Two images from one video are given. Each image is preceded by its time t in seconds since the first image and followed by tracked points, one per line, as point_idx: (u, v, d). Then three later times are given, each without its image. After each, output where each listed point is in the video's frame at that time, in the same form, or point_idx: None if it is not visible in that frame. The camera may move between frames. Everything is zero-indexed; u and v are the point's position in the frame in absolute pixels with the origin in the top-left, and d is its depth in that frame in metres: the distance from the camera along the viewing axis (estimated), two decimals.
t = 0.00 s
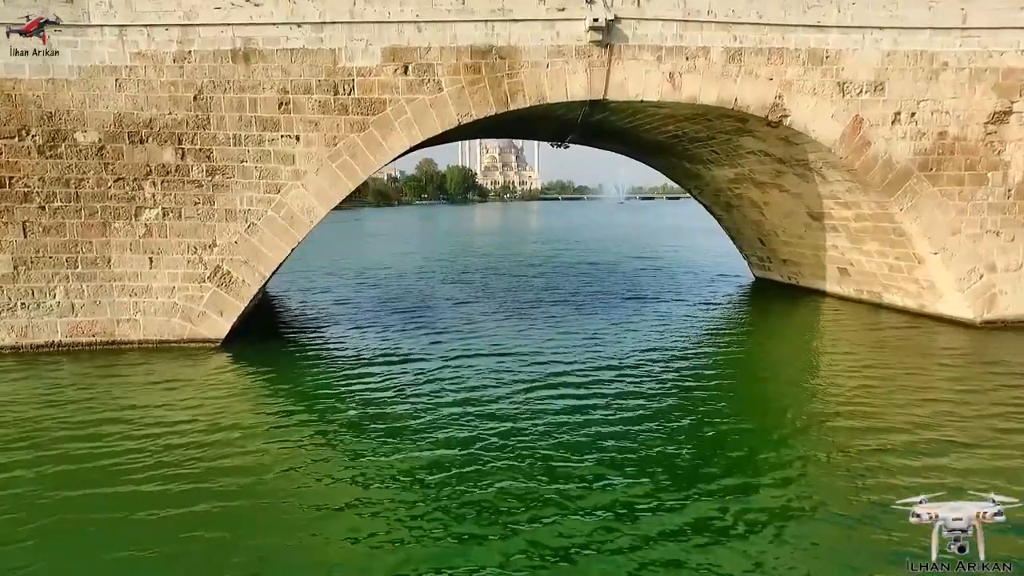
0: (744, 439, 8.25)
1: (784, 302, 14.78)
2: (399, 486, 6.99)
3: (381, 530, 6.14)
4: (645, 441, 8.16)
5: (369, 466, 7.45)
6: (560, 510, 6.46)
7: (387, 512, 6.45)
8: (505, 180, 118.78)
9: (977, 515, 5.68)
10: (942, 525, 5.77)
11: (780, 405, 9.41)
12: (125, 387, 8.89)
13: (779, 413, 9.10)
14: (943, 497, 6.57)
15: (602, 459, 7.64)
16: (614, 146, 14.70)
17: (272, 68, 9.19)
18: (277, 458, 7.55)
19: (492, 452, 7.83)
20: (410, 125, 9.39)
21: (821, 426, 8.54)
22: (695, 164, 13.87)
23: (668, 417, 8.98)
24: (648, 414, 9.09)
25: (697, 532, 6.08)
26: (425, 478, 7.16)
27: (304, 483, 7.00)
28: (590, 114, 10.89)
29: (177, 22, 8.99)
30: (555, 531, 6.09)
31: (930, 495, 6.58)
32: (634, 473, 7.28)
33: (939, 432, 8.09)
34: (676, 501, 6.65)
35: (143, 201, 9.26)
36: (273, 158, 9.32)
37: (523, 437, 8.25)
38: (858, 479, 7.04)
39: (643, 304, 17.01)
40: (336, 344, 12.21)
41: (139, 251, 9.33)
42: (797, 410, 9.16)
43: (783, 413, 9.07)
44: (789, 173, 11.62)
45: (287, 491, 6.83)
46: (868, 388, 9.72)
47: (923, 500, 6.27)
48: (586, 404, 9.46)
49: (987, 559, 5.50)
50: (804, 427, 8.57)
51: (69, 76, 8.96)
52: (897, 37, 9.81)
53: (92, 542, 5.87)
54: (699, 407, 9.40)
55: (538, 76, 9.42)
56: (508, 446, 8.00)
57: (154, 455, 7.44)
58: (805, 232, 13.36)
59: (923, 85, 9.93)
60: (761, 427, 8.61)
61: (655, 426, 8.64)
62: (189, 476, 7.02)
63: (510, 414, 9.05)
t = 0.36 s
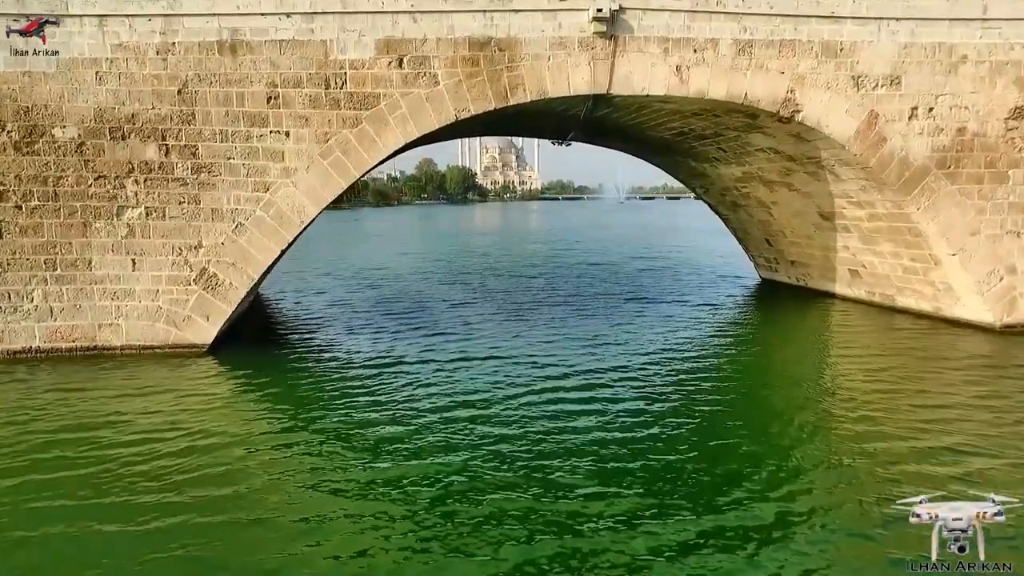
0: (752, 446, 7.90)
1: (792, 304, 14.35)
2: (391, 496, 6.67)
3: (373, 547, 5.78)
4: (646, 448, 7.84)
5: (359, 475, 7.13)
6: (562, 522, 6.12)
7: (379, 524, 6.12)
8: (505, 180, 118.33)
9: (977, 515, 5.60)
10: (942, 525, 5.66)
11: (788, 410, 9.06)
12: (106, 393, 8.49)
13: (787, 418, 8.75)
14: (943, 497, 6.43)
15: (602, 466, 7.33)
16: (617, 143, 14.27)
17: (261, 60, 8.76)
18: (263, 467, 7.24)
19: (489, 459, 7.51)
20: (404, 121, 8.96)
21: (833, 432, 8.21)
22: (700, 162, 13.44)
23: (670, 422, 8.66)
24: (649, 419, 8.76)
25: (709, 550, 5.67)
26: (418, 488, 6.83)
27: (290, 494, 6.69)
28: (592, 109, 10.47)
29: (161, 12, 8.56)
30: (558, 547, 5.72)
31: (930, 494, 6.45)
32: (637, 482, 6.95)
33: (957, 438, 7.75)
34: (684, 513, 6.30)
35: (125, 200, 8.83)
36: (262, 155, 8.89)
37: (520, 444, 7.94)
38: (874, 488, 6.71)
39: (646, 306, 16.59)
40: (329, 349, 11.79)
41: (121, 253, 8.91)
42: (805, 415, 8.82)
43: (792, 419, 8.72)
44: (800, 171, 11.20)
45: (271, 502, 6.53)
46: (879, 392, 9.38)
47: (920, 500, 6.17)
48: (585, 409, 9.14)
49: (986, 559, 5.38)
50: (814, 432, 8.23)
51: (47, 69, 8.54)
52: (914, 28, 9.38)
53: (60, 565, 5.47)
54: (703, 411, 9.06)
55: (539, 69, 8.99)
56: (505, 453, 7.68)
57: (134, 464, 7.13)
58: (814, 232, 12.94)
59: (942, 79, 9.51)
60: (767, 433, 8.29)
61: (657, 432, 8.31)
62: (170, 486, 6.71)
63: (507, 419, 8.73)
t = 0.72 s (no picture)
0: (755, 452, 7.59)
1: (800, 306, 13.94)
2: (382, 502, 6.43)
3: (367, 563, 5.44)
4: (648, 455, 7.51)
5: (348, 482, 6.84)
6: (563, 536, 5.79)
7: (370, 538, 5.78)
8: (505, 180, 117.86)
9: (976, 515, 5.69)
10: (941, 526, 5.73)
11: (797, 417, 8.70)
12: (84, 401, 8.08)
13: (795, 424, 8.43)
14: (943, 497, 6.37)
15: (600, 473, 7.04)
16: (620, 141, 13.84)
17: (248, 52, 8.34)
18: (245, 476, 6.87)
19: (487, 467, 7.19)
20: (399, 116, 8.53)
21: (841, 437, 7.94)
22: (706, 160, 13.02)
23: (673, 428, 8.31)
24: (652, 425, 8.40)
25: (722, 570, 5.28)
26: (413, 500, 6.46)
27: (273, 504, 6.35)
28: (595, 105, 10.07)
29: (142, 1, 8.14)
30: (563, 566, 5.34)
31: (929, 494, 6.40)
32: (638, 490, 6.64)
33: (975, 447, 7.41)
34: (696, 529, 5.91)
35: (106, 199, 8.41)
36: (249, 152, 8.47)
37: (516, 450, 7.64)
38: (885, 493, 6.47)
39: (648, 307, 16.17)
40: (321, 353, 11.38)
41: (102, 254, 8.49)
42: (813, 421, 8.50)
43: (799, 425, 8.39)
44: (811, 169, 10.78)
45: (250, 514, 6.15)
46: (889, 397, 9.06)
47: (923, 499, 6.09)
48: (584, 414, 8.80)
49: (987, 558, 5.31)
50: (824, 438, 7.92)
51: (23, 61, 8.13)
52: (933, 19, 8.96)
53: None
54: (708, 417, 8.70)
55: (541, 61, 8.57)
56: (500, 458, 7.40)
57: (105, 476, 6.71)
58: (824, 233, 12.52)
59: (961, 72, 9.10)
60: (771, 438, 8.01)
61: (660, 440, 7.95)
62: (148, 496, 6.35)
63: (505, 424, 8.42)
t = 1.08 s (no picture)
0: (762, 460, 7.31)
1: (809, 310, 13.52)
2: (376, 510, 6.20)
3: None
4: (651, 464, 7.19)
5: (339, 489, 6.61)
6: (566, 556, 5.45)
7: (360, 559, 5.41)
8: (506, 181, 117.40)
9: (977, 515, 5.65)
10: (942, 526, 5.68)
11: (807, 424, 8.36)
12: (61, 410, 7.66)
13: (804, 431, 8.12)
14: (943, 497, 6.32)
15: (600, 481, 6.79)
16: (624, 138, 13.41)
17: (234, 43, 7.92)
18: (228, 488, 6.54)
19: (483, 480, 6.83)
20: (393, 111, 8.09)
21: (853, 446, 7.60)
22: (713, 158, 12.58)
23: (677, 436, 7.97)
24: (655, 433, 8.06)
25: None
26: (405, 517, 6.08)
27: (260, 517, 6.06)
28: (599, 100, 9.67)
29: None
30: None
31: (929, 494, 6.34)
32: (641, 501, 6.37)
33: (995, 459, 7.07)
34: (710, 551, 5.52)
35: (84, 198, 7.99)
36: (236, 149, 8.05)
37: (514, 457, 7.38)
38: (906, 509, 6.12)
39: (651, 310, 15.76)
40: (313, 357, 10.97)
41: (80, 256, 8.07)
42: (822, 427, 8.19)
43: (807, 431, 8.10)
44: (824, 167, 10.35)
45: (236, 529, 5.85)
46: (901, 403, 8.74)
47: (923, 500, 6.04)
48: (585, 420, 8.48)
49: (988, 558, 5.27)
50: (836, 449, 7.57)
51: None
52: (955, 9, 8.54)
53: None
54: (714, 425, 8.35)
55: (543, 53, 8.13)
56: (498, 465, 7.15)
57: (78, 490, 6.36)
58: (836, 233, 12.10)
59: (984, 65, 8.67)
60: (776, 444, 7.74)
61: (664, 448, 7.62)
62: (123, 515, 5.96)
63: (502, 430, 8.13)
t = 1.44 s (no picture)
0: (767, 468, 7.05)
1: (819, 313, 13.10)
2: (369, 521, 5.94)
3: None
4: (655, 474, 6.88)
5: (331, 493, 6.43)
6: None
7: None
8: (506, 180, 116.92)
9: (977, 515, 5.55)
10: (942, 525, 5.56)
11: (817, 432, 8.03)
12: (35, 421, 7.25)
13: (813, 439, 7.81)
14: (943, 497, 6.30)
15: (600, 488, 6.56)
16: (628, 136, 12.98)
17: (218, 33, 7.50)
18: (207, 502, 6.17)
19: (481, 494, 6.44)
20: (387, 105, 7.65)
21: (869, 458, 7.24)
22: (721, 156, 12.15)
23: (683, 445, 7.63)
24: (659, 442, 7.71)
25: None
26: (397, 538, 5.67)
27: (243, 529, 5.75)
28: (603, 95, 9.25)
29: None
30: None
31: (929, 494, 6.32)
32: (644, 512, 6.10)
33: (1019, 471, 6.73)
34: None
35: (60, 197, 7.58)
36: (221, 145, 7.62)
37: (512, 464, 7.10)
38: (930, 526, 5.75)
39: (655, 312, 15.33)
40: (304, 363, 10.56)
41: (57, 259, 7.66)
42: (832, 435, 7.89)
43: (816, 438, 7.82)
44: (838, 165, 9.93)
45: (216, 544, 5.52)
46: (914, 412, 8.42)
47: (922, 499, 6.02)
48: (586, 427, 8.17)
49: (987, 559, 5.23)
50: (852, 460, 7.20)
51: None
52: None
53: None
54: (720, 433, 8.00)
55: (545, 44, 7.70)
56: (496, 473, 6.89)
57: (43, 506, 5.94)
58: (849, 234, 11.67)
59: (1009, 57, 8.24)
60: (782, 451, 7.49)
61: (668, 457, 7.28)
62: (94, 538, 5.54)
63: (500, 437, 7.82)
